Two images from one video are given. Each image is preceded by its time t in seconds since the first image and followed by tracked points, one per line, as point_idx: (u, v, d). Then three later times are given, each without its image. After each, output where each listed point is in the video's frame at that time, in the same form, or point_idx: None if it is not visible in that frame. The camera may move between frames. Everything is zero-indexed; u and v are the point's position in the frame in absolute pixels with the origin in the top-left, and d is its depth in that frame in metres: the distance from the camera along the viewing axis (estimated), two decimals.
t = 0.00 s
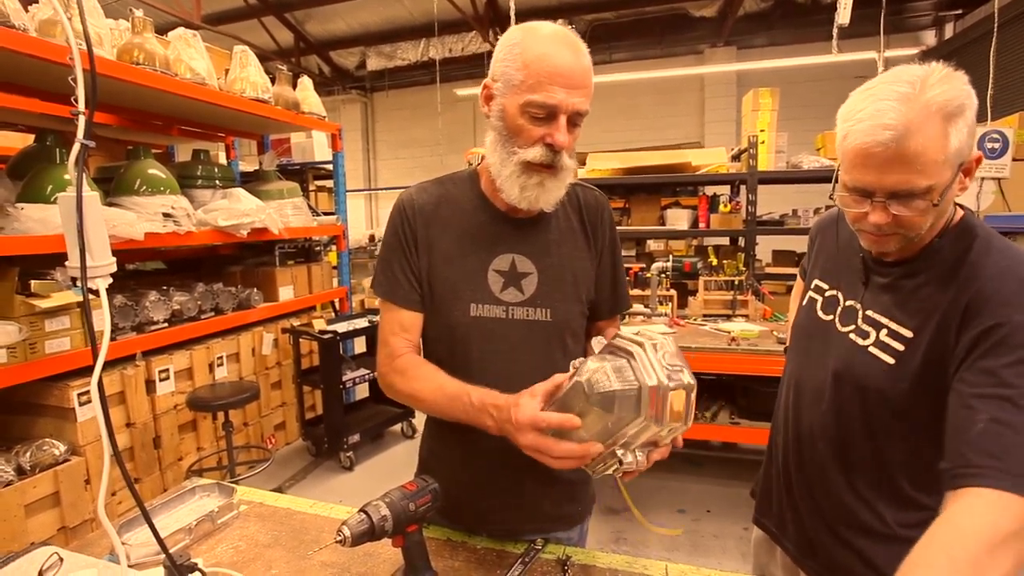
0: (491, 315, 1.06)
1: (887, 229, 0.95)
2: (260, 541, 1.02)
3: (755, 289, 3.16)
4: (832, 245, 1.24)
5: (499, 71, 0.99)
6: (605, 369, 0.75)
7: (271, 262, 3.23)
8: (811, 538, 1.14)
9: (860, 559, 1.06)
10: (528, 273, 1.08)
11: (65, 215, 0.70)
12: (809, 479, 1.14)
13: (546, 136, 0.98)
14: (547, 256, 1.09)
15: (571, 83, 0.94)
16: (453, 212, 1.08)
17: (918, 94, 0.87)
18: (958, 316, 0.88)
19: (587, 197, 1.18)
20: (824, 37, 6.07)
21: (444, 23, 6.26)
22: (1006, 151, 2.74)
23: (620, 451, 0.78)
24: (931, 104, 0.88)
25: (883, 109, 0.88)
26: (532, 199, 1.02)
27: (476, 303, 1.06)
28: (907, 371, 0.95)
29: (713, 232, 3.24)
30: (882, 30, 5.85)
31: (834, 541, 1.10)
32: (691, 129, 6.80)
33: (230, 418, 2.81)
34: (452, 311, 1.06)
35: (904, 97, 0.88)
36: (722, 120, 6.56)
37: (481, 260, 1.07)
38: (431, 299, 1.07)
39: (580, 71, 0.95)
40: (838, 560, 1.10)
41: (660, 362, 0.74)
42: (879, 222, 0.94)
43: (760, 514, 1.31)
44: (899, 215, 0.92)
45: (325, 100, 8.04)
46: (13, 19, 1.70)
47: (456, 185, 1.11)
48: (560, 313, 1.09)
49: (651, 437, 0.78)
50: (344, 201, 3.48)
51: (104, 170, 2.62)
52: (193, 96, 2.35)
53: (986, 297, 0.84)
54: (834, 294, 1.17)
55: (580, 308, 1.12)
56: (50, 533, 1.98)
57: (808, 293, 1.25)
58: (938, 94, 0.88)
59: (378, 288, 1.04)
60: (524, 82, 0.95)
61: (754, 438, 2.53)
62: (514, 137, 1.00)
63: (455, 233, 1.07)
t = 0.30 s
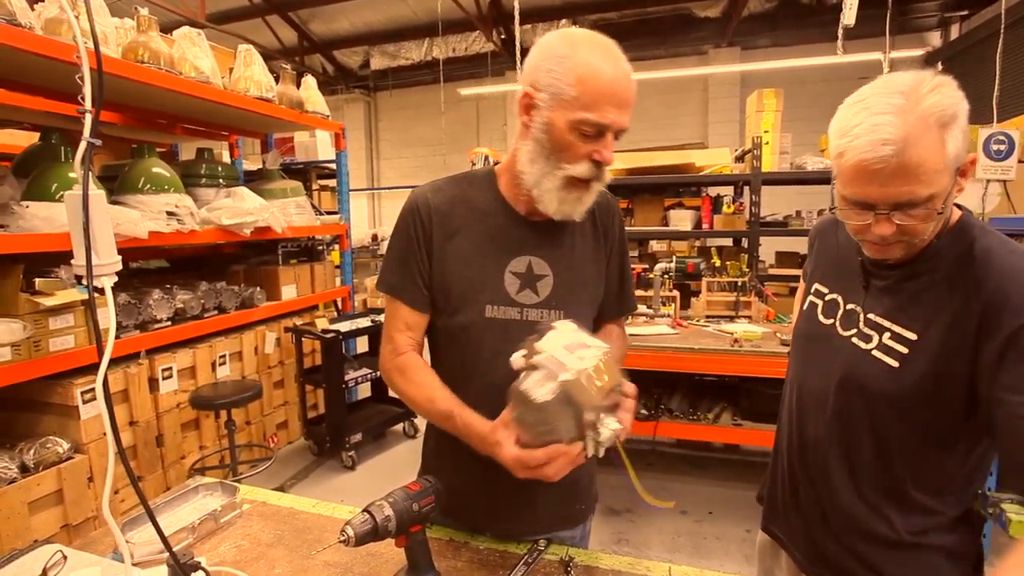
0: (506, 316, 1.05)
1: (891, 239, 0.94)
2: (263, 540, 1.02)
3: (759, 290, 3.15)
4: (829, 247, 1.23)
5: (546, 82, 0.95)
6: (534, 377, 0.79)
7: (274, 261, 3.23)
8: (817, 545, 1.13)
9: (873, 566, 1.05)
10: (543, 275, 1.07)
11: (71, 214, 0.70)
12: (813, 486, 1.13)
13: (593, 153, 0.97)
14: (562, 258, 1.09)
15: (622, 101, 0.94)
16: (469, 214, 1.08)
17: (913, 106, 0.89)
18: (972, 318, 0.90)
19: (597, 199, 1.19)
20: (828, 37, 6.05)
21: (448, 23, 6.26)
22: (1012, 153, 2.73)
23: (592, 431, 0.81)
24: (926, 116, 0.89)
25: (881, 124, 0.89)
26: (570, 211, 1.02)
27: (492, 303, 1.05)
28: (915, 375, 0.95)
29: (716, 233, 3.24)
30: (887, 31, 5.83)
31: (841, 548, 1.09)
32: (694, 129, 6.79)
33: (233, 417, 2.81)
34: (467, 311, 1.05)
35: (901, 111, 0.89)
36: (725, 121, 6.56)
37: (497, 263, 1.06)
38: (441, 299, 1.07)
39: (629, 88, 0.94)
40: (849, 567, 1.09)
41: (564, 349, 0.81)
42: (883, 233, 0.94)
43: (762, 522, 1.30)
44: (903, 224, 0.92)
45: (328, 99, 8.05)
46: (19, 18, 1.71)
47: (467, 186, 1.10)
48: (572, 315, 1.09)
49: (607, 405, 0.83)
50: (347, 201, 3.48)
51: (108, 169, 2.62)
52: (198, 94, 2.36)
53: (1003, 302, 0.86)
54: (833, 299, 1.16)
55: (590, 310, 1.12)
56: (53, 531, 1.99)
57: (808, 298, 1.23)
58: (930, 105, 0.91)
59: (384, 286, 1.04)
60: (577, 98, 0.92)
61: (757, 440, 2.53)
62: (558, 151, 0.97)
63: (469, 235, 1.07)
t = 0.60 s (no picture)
0: (509, 322, 1.06)
1: (889, 243, 0.95)
2: (262, 546, 1.02)
3: (758, 296, 3.15)
4: (829, 257, 1.24)
5: (549, 84, 0.96)
6: (543, 382, 0.77)
7: (274, 265, 3.23)
8: (828, 558, 1.12)
9: None
10: (548, 283, 1.07)
11: (74, 219, 0.70)
12: (822, 498, 1.12)
13: (590, 154, 0.96)
14: (570, 266, 1.09)
15: (622, 103, 0.93)
16: (477, 219, 1.07)
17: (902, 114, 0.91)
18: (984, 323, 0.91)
19: (607, 210, 1.17)
20: (827, 44, 6.09)
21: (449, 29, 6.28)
22: (1010, 160, 2.74)
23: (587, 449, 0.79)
24: (915, 123, 0.91)
25: (871, 131, 0.91)
26: (568, 214, 1.02)
27: (496, 308, 1.06)
28: (928, 381, 0.96)
29: (716, 239, 3.24)
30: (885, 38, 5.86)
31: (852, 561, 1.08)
32: (694, 135, 6.81)
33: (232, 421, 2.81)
34: (470, 314, 1.06)
35: (889, 119, 0.91)
36: (724, 127, 6.58)
37: (503, 270, 1.06)
38: (445, 303, 1.08)
39: (631, 94, 0.93)
40: None
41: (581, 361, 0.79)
42: (881, 238, 0.95)
43: (768, 535, 1.28)
44: (900, 229, 0.93)
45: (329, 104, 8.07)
46: (22, 23, 1.71)
47: (477, 189, 1.10)
48: (576, 325, 1.08)
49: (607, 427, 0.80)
50: (347, 205, 3.48)
51: (109, 173, 2.63)
52: (200, 99, 2.37)
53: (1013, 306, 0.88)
54: (836, 308, 1.16)
55: (594, 321, 1.11)
56: (50, 536, 1.98)
57: (809, 310, 1.23)
58: (918, 112, 0.92)
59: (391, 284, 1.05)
60: (574, 99, 0.93)
61: (757, 446, 2.52)
62: (555, 152, 0.98)
63: (476, 240, 1.07)
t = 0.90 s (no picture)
0: (504, 320, 1.06)
1: (892, 237, 0.96)
2: (262, 548, 1.02)
3: (758, 297, 3.16)
4: (835, 257, 1.25)
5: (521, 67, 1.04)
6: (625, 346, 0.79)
7: (273, 266, 3.23)
8: (827, 557, 1.12)
9: None
10: (545, 282, 1.07)
11: (73, 221, 0.70)
12: (822, 495, 1.12)
13: (547, 125, 1.00)
14: (569, 266, 1.08)
15: (574, 71, 0.96)
16: (474, 216, 1.09)
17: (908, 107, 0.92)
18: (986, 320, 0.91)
19: (613, 210, 1.15)
20: (825, 45, 6.10)
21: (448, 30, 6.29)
22: (1008, 161, 2.74)
23: (593, 430, 0.78)
24: (922, 116, 0.92)
25: (878, 123, 0.92)
26: (531, 192, 1.01)
27: (491, 306, 1.06)
28: (930, 378, 0.96)
29: (715, 240, 3.25)
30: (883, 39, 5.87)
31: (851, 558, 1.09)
32: (692, 136, 6.82)
33: (231, 423, 2.80)
34: (466, 312, 1.06)
35: (897, 111, 0.92)
36: (723, 128, 6.59)
37: (497, 268, 1.07)
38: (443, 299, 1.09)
39: (589, 64, 0.96)
40: None
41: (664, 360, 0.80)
42: (883, 230, 0.96)
43: (767, 534, 1.29)
44: (903, 222, 0.94)
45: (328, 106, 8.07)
46: (22, 25, 1.71)
47: (479, 187, 1.12)
48: (574, 325, 1.07)
49: (625, 428, 0.79)
50: (347, 207, 3.47)
51: (109, 174, 2.63)
52: (198, 101, 2.37)
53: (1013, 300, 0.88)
54: (842, 306, 1.17)
55: (595, 322, 1.09)
56: (49, 538, 1.97)
57: (816, 307, 1.24)
58: (927, 106, 0.93)
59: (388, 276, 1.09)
60: (533, 71, 0.99)
61: (757, 446, 2.53)
62: (523, 127, 1.04)
63: (473, 237, 1.08)
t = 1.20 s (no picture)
0: (502, 323, 1.06)
1: (891, 230, 0.98)
2: (261, 547, 1.02)
3: (757, 296, 3.16)
4: (839, 256, 1.25)
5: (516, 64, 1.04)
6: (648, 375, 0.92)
7: (272, 266, 3.22)
8: (829, 551, 1.13)
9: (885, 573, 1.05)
10: (543, 284, 1.07)
11: (71, 220, 0.70)
12: (824, 489, 1.13)
13: (543, 123, 1.00)
14: (567, 266, 1.08)
15: (568, 68, 0.96)
16: (471, 216, 1.09)
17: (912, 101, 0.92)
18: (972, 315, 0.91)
19: (612, 211, 1.15)
20: (824, 45, 6.10)
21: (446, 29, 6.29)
22: (1007, 160, 2.74)
23: (597, 439, 0.84)
24: (925, 110, 0.92)
25: (881, 116, 0.93)
26: (529, 192, 1.00)
27: (489, 309, 1.06)
28: (929, 373, 0.96)
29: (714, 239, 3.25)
30: (882, 39, 5.88)
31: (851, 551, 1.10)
32: (691, 136, 6.82)
33: (230, 422, 2.80)
34: (463, 315, 1.06)
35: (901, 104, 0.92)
36: (722, 127, 6.59)
37: (494, 270, 1.07)
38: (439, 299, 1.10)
39: (584, 60, 0.96)
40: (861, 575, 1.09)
41: (683, 401, 0.89)
42: (882, 223, 0.97)
43: (772, 528, 1.30)
44: (902, 216, 0.95)
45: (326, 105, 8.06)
46: (19, 24, 1.70)
47: (477, 187, 1.12)
48: (573, 327, 1.08)
49: (625, 445, 0.82)
50: (345, 206, 3.46)
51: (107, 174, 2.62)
52: (195, 100, 2.36)
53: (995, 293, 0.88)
54: (846, 303, 1.17)
55: (594, 323, 1.10)
56: (48, 538, 1.97)
57: (818, 303, 1.25)
58: (931, 100, 0.93)
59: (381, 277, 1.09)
60: (527, 69, 0.99)
61: (757, 446, 2.53)
62: (518, 126, 1.04)
63: (471, 237, 1.08)
